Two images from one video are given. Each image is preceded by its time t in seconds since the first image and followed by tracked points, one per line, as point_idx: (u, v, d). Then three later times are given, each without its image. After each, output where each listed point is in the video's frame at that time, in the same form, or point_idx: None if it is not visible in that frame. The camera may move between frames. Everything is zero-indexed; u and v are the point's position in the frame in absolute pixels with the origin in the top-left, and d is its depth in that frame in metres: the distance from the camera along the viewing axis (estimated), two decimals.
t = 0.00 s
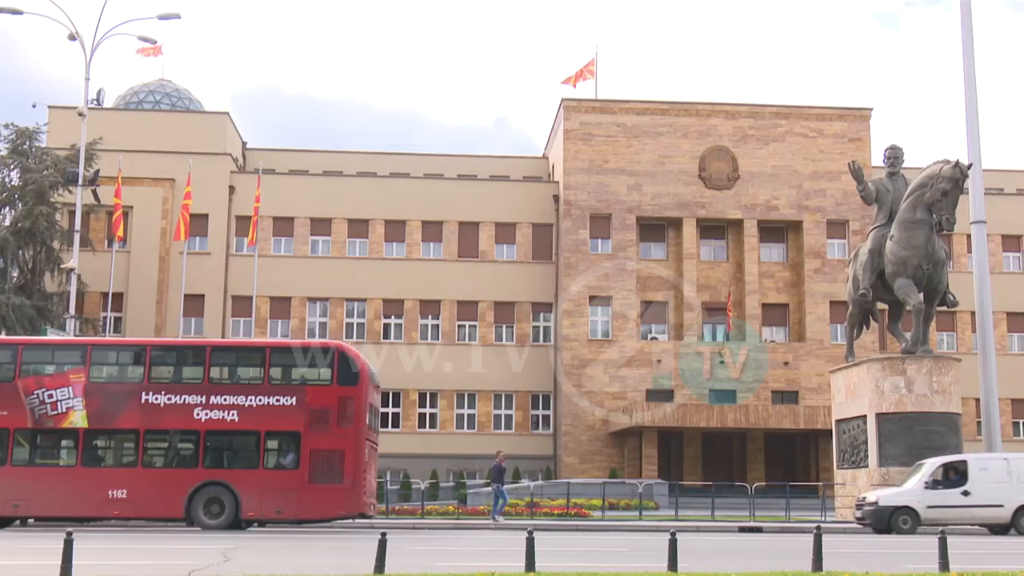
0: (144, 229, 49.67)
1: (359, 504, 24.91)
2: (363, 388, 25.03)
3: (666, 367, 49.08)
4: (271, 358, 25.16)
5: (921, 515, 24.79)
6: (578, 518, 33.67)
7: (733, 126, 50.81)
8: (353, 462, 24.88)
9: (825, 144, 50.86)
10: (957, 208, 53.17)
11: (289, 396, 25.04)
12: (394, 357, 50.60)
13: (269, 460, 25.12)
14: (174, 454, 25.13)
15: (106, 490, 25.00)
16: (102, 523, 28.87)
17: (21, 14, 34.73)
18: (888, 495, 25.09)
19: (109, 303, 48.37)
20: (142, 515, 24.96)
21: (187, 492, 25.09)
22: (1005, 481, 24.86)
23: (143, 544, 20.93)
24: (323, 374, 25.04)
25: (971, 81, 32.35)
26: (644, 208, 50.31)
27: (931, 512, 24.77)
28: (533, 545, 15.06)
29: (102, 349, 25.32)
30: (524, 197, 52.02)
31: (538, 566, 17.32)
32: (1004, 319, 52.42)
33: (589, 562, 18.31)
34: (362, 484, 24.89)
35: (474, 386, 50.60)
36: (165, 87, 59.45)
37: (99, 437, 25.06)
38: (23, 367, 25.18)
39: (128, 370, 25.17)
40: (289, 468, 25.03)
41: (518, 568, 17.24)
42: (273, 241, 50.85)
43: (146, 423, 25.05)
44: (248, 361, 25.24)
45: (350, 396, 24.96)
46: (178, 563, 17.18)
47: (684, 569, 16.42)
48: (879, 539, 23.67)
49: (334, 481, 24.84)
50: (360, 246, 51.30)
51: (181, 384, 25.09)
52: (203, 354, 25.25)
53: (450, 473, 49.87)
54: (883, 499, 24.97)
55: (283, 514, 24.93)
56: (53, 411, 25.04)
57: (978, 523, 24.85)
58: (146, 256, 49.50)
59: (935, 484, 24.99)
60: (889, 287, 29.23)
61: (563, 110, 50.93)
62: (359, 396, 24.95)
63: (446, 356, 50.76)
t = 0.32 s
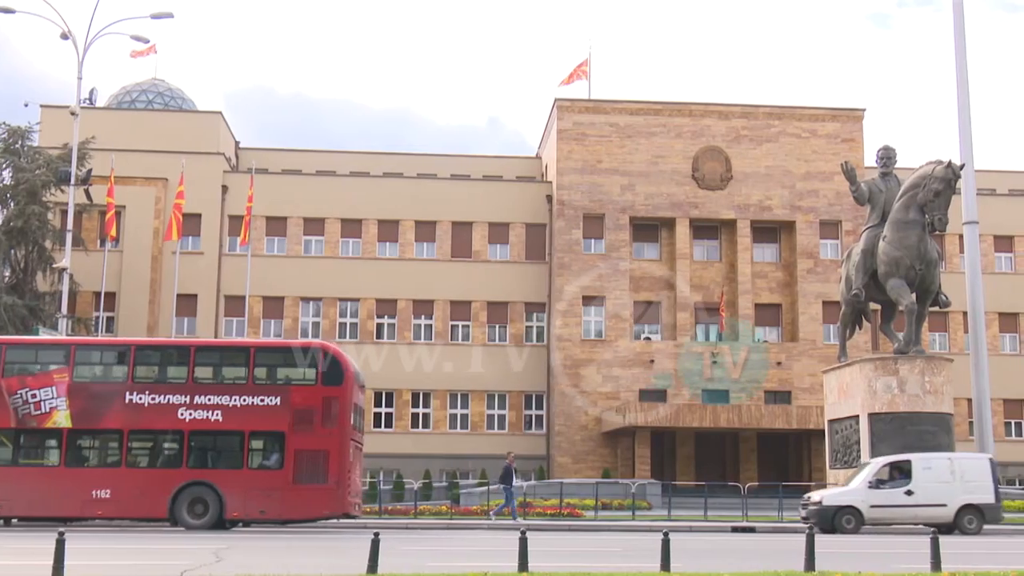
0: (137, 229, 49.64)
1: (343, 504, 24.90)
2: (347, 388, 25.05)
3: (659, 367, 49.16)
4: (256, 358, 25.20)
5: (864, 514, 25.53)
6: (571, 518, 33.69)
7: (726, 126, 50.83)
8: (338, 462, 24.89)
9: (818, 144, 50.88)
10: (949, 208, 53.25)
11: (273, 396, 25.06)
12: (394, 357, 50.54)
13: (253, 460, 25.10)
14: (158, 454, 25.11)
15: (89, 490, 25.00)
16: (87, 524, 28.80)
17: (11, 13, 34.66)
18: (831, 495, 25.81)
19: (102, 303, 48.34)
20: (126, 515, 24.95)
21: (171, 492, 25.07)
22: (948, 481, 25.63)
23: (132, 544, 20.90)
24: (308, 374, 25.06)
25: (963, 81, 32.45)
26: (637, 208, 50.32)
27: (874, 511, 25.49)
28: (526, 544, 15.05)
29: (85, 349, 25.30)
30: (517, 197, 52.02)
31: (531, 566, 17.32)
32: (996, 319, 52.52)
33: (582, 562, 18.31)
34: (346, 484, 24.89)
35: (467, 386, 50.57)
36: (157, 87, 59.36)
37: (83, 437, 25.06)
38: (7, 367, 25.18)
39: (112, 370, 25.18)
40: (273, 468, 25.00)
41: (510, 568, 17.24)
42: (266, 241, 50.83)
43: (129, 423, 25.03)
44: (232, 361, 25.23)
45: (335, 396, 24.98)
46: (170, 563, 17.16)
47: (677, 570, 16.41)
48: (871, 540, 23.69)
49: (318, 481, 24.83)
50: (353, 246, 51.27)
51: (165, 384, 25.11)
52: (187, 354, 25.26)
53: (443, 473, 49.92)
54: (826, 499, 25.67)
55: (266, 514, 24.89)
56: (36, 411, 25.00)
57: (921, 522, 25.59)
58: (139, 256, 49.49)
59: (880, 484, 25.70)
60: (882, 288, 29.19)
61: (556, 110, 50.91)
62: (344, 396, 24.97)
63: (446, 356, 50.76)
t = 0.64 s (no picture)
0: (128, 228, 49.59)
1: (328, 504, 24.86)
2: (332, 388, 25.08)
3: (651, 367, 49.24)
4: (241, 358, 25.25)
5: (813, 514, 26.02)
6: (563, 518, 33.68)
7: (718, 127, 50.88)
8: (322, 463, 24.86)
9: (810, 145, 50.94)
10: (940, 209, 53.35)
11: (258, 396, 25.08)
12: (393, 357, 50.55)
13: (238, 461, 25.07)
14: (142, 454, 25.09)
15: (73, 490, 24.95)
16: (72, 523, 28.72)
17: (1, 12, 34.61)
18: (781, 495, 26.29)
19: (93, 303, 48.30)
20: (110, 515, 24.93)
21: (155, 492, 25.04)
22: (897, 481, 25.90)
23: (123, 543, 20.89)
24: (293, 374, 25.08)
25: (954, 84, 32.58)
26: (629, 208, 50.34)
27: (822, 511, 26.00)
28: (518, 544, 15.04)
29: (70, 349, 25.29)
30: (509, 197, 52.01)
31: (522, 566, 17.32)
32: (987, 320, 52.63)
33: (574, 562, 18.31)
34: (330, 484, 24.87)
35: (460, 386, 50.58)
36: (149, 86, 59.31)
37: (66, 437, 25.01)
38: None
39: (97, 369, 25.16)
40: (257, 468, 24.98)
41: (502, 568, 17.25)
42: (258, 240, 50.80)
43: (113, 423, 25.01)
44: (217, 361, 25.23)
45: (320, 396, 25.00)
46: (162, 563, 17.17)
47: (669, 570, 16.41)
48: (861, 539, 23.74)
49: (303, 481, 24.81)
50: (345, 246, 51.27)
51: (150, 384, 25.10)
52: (172, 354, 25.26)
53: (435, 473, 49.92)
54: (775, 499, 26.18)
55: (250, 514, 24.87)
56: (20, 410, 24.97)
57: (871, 522, 25.92)
58: (130, 255, 49.44)
59: (829, 483, 26.18)
60: (873, 288, 29.22)
61: (548, 110, 50.92)
62: (328, 396, 24.99)
63: (446, 356, 50.80)
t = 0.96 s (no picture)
0: (119, 228, 49.48)
1: (310, 504, 24.85)
2: (315, 388, 25.06)
3: (641, 367, 49.30)
4: (224, 357, 25.19)
5: (768, 514, 25.91)
6: (554, 518, 33.67)
7: (709, 127, 50.94)
8: (305, 463, 24.84)
9: (800, 145, 51.03)
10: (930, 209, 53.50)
11: (240, 396, 25.04)
12: (394, 357, 50.60)
13: (220, 461, 25.02)
14: (124, 454, 25.03)
15: (54, 490, 24.86)
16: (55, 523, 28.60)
17: None
18: (736, 494, 26.05)
19: (83, 302, 48.18)
20: (91, 515, 24.86)
21: (137, 492, 25.00)
22: (852, 481, 26.04)
23: (112, 543, 20.83)
24: (276, 374, 25.06)
25: (944, 85, 32.68)
26: (620, 208, 50.38)
27: (777, 511, 25.92)
28: (508, 544, 15.03)
29: (51, 349, 25.23)
30: (500, 197, 52.01)
31: (514, 566, 17.31)
32: (977, 320, 52.79)
33: (564, 562, 18.31)
34: (313, 485, 24.85)
35: (450, 386, 50.57)
36: (139, 85, 59.21)
37: (48, 436, 24.93)
38: None
39: (79, 369, 25.09)
40: (240, 468, 24.94)
41: (494, 568, 17.23)
42: (248, 240, 50.72)
43: (95, 422, 24.96)
44: (199, 361, 25.18)
45: (303, 396, 24.97)
46: (152, 564, 17.14)
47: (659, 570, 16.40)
48: (850, 539, 23.79)
49: (285, 481, 24.78)
50: (336, 245, 51.22)
51: (132, 384, 25.05)
52: (155, 353, 25.21)
53: (426, 473, 49.91)
54: (731, 498, 25.93)
55: (233, 514, 24.84)
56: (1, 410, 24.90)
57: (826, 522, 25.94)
58: (120, 254, 49.32)
59: (784, 483, 26.15)
60: (863, 288, 29.27)
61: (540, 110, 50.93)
62: (311, 396, 24.97)
63: (445, 356, 50.79)
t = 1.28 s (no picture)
0: (108, 227, 49.35)
1: (291, 504, 24.82)
2: (296, 388, 25.03)
3: (632, 367, 49.38)
4: (204, 357, 25.13)
5: (729, 514, 26.05)
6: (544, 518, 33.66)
7: (700, 128, 51.01)
8: (285, 463, 24.82)
9: (790, 146, 51.13)
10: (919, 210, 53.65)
11: (221, 396, 25.00)
12: (394, 357, 50.58)
13: (201, 460, 24.97)
14: (104, 454, 24.95)
15: (34, 490, 24.79)
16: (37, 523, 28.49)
17: None
18: (696, 494, 26.20)
19: (72, 302, 48.06)
20: (70, 515, 24.77)
21: (117, 492, 24.93)
22: (812, 481, 26.20)
23: (99, 543, 20.78)
24: (257, 373, 25.04)
25: (934, 86, 32.76)
26: (611, 208, 50.40)
27: (738, 510, 26.06)
28: (498, 544, 15.03)
29: (31, 348, 25.14)
30: (490, 197, 52.00)
31: (504, 566, 17.30)
32: (966, 320, 52.95)
33: (554, 563, 18.30)
34: (293, 485, 24.83)
35: (440, 386, 50.56)
36: (129, 84, 59.06)
37: (27, 436, 24.87)
38: None
39: (58, 368, 25.00)
40: (220, 468, 24.90)
41: (483, 568, 17.22)
42: (238, 239, 50.64)
43: (75, 422, 24.89)
44: (180, 361, 25.13)
45: (283, 396, 24.94)
46: (142, 564, 17.12)
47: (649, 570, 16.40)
48: (839, 539, 23.82)
49: (266, 481, 24.75)
50: (326, 245, 51.16)
51: (112, 383, 24.99)
52: (135, 353, 25.14)
53: (416, 473, 49.89)
54: (691, 498, 26.09)
55: (213, 514, 24.80)
56: None
57: (787, 522, 26.04)
58: (109, 254, 49.20)
59: (745, 483, 26.28)
60: (853, 288, 29.34)
61: (530, 110, 50.93)
62: (292, 396, 24.95)
63: (445, 356, 50.85)
